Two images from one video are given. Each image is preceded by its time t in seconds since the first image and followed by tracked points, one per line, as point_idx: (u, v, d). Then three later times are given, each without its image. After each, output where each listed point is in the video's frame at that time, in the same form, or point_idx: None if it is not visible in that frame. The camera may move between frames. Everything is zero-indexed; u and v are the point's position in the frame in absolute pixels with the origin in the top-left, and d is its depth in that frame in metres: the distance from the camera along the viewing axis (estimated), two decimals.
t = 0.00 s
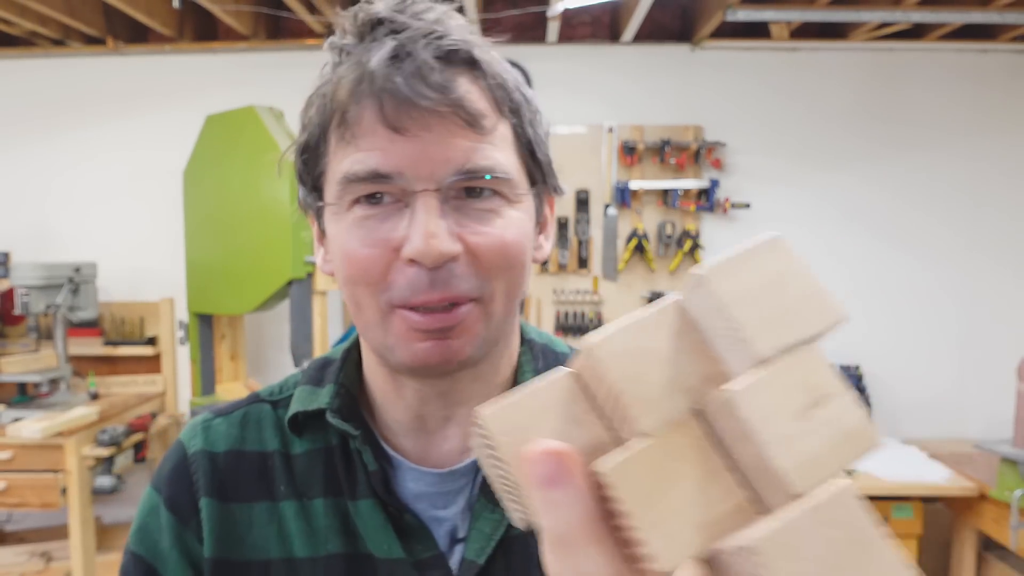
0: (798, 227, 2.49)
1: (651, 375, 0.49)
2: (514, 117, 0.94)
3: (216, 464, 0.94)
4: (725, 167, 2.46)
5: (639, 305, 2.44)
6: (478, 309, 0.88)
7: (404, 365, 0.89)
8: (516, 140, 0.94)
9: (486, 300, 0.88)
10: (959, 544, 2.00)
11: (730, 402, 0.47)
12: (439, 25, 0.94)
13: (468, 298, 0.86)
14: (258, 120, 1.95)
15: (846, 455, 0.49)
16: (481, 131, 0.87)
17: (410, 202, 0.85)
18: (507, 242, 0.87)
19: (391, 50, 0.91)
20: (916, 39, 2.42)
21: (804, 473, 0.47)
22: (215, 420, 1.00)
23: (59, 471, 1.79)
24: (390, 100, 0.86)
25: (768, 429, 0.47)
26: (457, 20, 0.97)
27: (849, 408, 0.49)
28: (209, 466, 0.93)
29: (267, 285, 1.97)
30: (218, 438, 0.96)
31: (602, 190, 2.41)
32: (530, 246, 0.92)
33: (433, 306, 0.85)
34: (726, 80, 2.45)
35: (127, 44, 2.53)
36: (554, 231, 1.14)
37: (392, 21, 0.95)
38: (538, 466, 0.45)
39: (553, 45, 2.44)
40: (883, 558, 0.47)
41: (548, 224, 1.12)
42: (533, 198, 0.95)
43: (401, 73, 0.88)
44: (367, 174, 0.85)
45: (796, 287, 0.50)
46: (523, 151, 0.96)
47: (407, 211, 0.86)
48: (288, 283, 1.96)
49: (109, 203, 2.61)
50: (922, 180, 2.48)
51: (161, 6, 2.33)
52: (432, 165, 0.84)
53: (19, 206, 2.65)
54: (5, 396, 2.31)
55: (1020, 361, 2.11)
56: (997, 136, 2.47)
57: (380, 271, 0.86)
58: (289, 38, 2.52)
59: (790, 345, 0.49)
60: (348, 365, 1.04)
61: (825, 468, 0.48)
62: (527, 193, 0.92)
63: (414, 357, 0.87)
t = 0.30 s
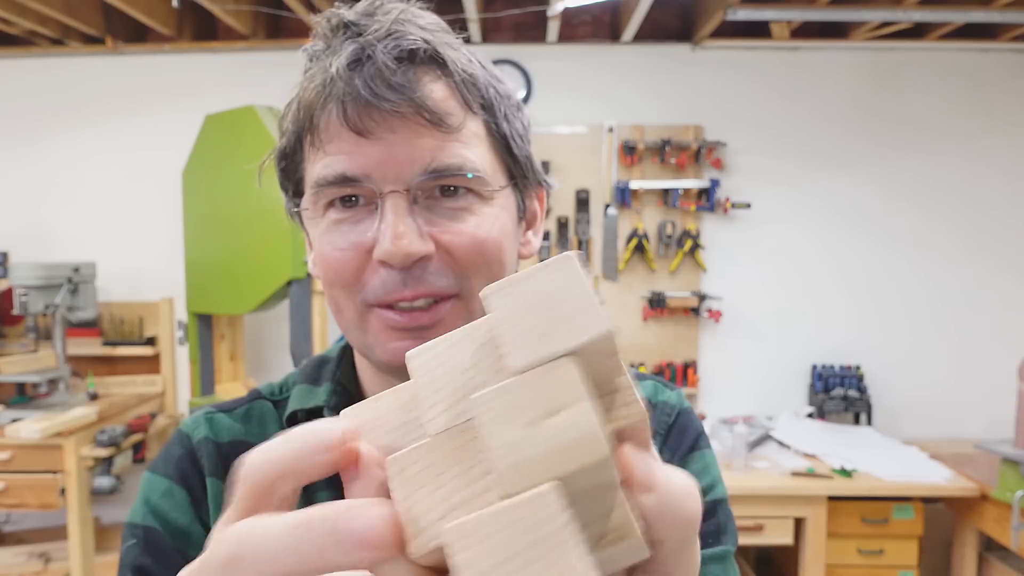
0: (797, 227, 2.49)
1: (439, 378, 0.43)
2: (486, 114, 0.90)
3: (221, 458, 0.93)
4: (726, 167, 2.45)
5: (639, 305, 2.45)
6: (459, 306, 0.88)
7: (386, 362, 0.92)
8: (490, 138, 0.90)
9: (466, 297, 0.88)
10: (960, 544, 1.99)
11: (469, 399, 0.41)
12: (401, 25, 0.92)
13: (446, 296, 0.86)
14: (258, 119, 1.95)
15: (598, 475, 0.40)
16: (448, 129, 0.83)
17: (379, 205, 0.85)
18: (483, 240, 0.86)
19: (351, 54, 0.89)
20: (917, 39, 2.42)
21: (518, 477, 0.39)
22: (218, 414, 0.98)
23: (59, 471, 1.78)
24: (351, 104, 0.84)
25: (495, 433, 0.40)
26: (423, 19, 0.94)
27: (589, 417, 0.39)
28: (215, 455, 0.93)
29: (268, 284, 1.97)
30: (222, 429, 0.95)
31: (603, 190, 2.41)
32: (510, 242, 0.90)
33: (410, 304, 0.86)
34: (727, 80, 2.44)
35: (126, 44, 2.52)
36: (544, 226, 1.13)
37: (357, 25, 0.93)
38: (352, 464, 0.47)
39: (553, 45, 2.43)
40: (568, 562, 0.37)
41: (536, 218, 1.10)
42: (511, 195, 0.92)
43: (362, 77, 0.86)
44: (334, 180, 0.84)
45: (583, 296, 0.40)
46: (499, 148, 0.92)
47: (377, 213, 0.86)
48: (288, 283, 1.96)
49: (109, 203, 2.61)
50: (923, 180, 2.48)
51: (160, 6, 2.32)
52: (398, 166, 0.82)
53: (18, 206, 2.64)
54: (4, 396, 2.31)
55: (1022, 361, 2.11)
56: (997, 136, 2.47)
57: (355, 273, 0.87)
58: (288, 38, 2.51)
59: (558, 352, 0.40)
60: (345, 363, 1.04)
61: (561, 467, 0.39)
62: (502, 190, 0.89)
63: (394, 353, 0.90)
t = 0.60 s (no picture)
0: (798, 227, 2.49)
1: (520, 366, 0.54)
2: (480, 110, 0.90)
3: (219, 462, 0.93)
4: (725, 167, 2.45)
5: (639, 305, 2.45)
6: (453, 307, 0.87)
7: (381, 364, 0.91)
8: (485, 134, 0.91)
9: (460, 297, 0.87)
10: (960, 544, 1.99)
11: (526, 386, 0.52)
12: (393, 20, 0.92)
13: (439, 295, 0.85)
14: (258, 120, 1.94)
15: (626, 472, 0.45)
16: (441, 125, 0.83)
17: (372, 202, 0.85)
18: (477, 238, 0.86)
19: (344, 50, 0.90)
20: (917, 39, 2.42)
21: (548, 457, 0.46)
22: (214, 418, 0.99)
23: (59, 471, 1.78)
24: (344, 100, 0.84)
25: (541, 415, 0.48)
26: (417, 14, 0.94)
27: (620, 410, 0.45)
28: (212, 458, 0.92)
29: (267, 284, 1.96)
30: (219, 433, 0.96)
31: (602, 189, 2.41)
32: (505, 241, 0.90)
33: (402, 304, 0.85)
34: (727, 80, 2.44)
35: (126, 44, 2.53)
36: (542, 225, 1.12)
37: (351, 21, 0.94)
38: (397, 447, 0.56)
39: (553, 45, 2.43)
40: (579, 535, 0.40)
41: (534, 218, 1.10)
42: (505, 192, 0.92)
43: (354, 73, 0.86)
44: (328, 177, 0.85)
45: (641, 313, 0.50)
46: (494, 145, 0.92)
47: (369, 211, 0.87)
48: (288, 283, 1.95)
49: (109, 203, 2.61)
50: (923, 180, 2.48)
51: (160, 6, 2.33)
52: (391, 163, 0.82)
53: (18, 206, 2.64)
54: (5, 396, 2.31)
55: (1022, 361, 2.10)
56: (997, 136, 2.47)
57: (349, 272, 0.87)
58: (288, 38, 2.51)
59: (603, 354, 0.49)
60: (343, 365, 1.03)
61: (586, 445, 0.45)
62: (496, 188, 0.90)
63: (388, 355, 0.88)
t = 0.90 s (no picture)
0: (797, 227, 2.49)
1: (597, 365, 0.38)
2: (462, 109, 0.90)
3: (224, 459, 0.93)
4: (725, 167, 2.45)
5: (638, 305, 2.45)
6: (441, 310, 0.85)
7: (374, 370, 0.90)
8: (468, 133, 0.90)
9: (448, 300, 0.86)
10: (960, 544, 1.99)
11: (678, 376, 0.38)
12: (367, 22, 0.91)
13: (425, 299, 0.84)
14: (257, 120, 1.93)
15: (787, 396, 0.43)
16: (417, 127, 0.83)
17: (353, 207, 0.86)
18: (461, 240, 0.85)
19: (319, 56, 0.90)
20: (917, 39, 2.42)
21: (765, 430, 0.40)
22: (217, 415, 0.98)
23: (59, 471, 1.78)
24: (319, 107, 0.85)
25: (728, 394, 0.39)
26: (394, 13, 0.93)
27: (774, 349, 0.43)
28: (217, 455, 0.92)
29: (266, 285, 1.96)
30: (223, 430, 0.95)
31: (602, 190, 2.41)
32: (493, 241, 0.89)
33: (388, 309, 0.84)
34: (727, 80, 2.44)
35: (126, 44, 2.53)
36: (539, 219, 1.12)
37: (328, 25, 0.94)
38: (549, 507, 0.36)
39: (553, 45, 2.43)
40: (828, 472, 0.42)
41: (532, 213, 1.09)
42: (492, 190, 0.92)
43: (328, 78, 0.87)
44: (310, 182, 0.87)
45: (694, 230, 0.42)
46: (479, 143, 0.92)
47: (351, 216, 0.87)
48: (287, 283, 1.95)
49: (109, 203, 2.61)
50: (923, 180, 2.48)
51: (160, 6, 2.33)
52: (369, 168, 0.83)
53: (18, 206, 2.64)
54: (5, 396, 2.31)
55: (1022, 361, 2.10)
56: (997, 136, 2.47)
57: (336, 278, 0.88)
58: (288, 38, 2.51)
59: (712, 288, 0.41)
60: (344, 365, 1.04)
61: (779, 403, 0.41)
62: (480, 186, 0.89)
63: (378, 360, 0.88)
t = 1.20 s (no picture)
0: (796, 227, 2.49)
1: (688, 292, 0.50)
2: (453, 112, 0.90)
3: (224, 456, 0.93)
4: (725, 167, 2.45)
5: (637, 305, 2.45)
6: (436, 312, 0.87)
7: (372, 370, 0.91)
8: (460, 135, 0.90)
9: (442, 301, 0.87)
10: (960, 544, 1.99)
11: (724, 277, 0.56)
12: (356, 26, 0.90)
13: (420, 301, 0.85)
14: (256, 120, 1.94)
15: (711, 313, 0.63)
16: (409, 130, 0.83)
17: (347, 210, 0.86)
18: (454, 241, 0.85)
19: (308, 61, 0.89)
20: (917, 39, 2.43)
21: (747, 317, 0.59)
22: (217, 414, 0.99)
23: (59, 471, 1.78)
24: (310, 111, 0.84)
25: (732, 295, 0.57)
26: (383, 17, 0.93)
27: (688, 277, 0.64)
28: (217, 453, 0.92)
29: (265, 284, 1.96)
30: (224, 428, 0.95)
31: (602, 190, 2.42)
32: (486, 241, 0.89)
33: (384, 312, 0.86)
34: (728, 80, 2.44)
35: (126, 44, 2.52)
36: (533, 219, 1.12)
37: (317, 30, 0.93)
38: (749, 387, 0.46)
39: (553, 45, 2.43)
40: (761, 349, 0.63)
41: (526, 212, 1.09)
42: (484, 191, 0.92)
43: (318, 82, 0.86)
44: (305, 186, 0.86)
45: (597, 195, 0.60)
46: (470, 145, 0.92)
47: (345, 218, 0.87)
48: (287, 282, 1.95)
49: (109, 203, 2.61)
50: (922, 180, 2.48)
51: (161, 6, 2.33)
52: (363, 170, 0.83)
53: (17, 206, 2.64)
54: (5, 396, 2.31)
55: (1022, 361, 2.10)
56: (997, 135, 2.47)
57: (332, 282, 0.88)
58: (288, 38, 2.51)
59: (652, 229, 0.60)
60: (342, 363, 1.03)
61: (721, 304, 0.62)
62: (471, 188, 0.89)
63: (376, 362, 0.89)
